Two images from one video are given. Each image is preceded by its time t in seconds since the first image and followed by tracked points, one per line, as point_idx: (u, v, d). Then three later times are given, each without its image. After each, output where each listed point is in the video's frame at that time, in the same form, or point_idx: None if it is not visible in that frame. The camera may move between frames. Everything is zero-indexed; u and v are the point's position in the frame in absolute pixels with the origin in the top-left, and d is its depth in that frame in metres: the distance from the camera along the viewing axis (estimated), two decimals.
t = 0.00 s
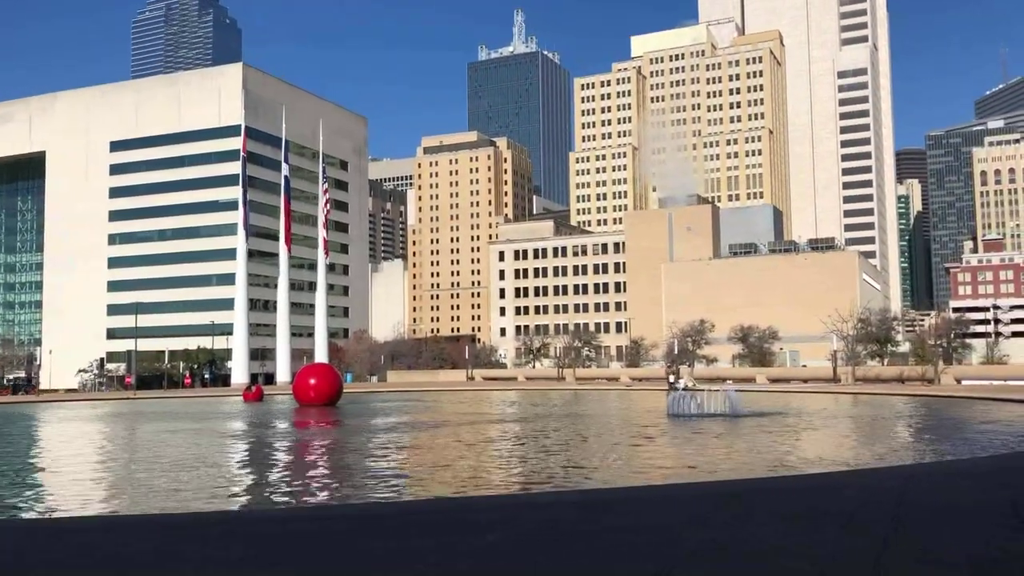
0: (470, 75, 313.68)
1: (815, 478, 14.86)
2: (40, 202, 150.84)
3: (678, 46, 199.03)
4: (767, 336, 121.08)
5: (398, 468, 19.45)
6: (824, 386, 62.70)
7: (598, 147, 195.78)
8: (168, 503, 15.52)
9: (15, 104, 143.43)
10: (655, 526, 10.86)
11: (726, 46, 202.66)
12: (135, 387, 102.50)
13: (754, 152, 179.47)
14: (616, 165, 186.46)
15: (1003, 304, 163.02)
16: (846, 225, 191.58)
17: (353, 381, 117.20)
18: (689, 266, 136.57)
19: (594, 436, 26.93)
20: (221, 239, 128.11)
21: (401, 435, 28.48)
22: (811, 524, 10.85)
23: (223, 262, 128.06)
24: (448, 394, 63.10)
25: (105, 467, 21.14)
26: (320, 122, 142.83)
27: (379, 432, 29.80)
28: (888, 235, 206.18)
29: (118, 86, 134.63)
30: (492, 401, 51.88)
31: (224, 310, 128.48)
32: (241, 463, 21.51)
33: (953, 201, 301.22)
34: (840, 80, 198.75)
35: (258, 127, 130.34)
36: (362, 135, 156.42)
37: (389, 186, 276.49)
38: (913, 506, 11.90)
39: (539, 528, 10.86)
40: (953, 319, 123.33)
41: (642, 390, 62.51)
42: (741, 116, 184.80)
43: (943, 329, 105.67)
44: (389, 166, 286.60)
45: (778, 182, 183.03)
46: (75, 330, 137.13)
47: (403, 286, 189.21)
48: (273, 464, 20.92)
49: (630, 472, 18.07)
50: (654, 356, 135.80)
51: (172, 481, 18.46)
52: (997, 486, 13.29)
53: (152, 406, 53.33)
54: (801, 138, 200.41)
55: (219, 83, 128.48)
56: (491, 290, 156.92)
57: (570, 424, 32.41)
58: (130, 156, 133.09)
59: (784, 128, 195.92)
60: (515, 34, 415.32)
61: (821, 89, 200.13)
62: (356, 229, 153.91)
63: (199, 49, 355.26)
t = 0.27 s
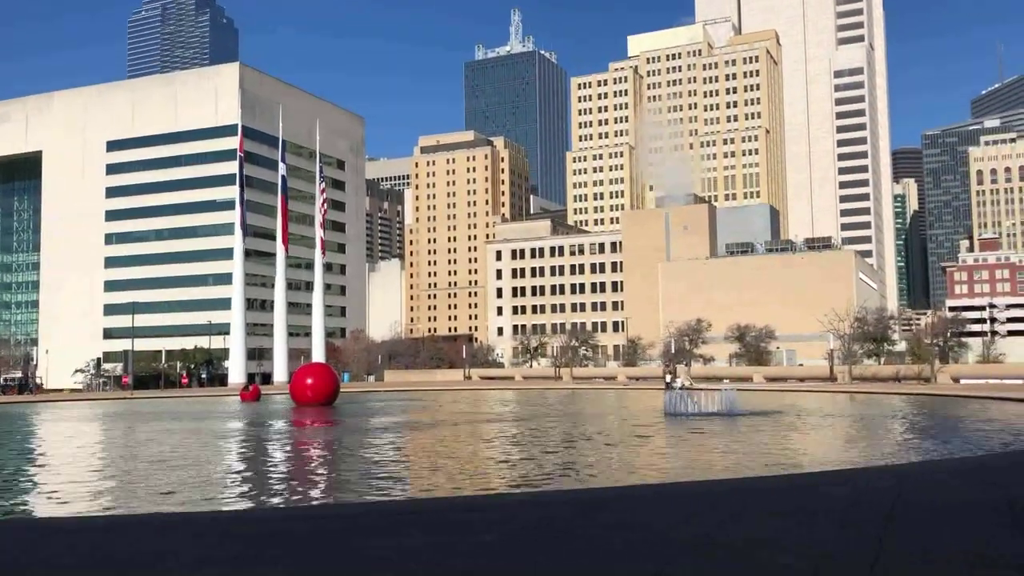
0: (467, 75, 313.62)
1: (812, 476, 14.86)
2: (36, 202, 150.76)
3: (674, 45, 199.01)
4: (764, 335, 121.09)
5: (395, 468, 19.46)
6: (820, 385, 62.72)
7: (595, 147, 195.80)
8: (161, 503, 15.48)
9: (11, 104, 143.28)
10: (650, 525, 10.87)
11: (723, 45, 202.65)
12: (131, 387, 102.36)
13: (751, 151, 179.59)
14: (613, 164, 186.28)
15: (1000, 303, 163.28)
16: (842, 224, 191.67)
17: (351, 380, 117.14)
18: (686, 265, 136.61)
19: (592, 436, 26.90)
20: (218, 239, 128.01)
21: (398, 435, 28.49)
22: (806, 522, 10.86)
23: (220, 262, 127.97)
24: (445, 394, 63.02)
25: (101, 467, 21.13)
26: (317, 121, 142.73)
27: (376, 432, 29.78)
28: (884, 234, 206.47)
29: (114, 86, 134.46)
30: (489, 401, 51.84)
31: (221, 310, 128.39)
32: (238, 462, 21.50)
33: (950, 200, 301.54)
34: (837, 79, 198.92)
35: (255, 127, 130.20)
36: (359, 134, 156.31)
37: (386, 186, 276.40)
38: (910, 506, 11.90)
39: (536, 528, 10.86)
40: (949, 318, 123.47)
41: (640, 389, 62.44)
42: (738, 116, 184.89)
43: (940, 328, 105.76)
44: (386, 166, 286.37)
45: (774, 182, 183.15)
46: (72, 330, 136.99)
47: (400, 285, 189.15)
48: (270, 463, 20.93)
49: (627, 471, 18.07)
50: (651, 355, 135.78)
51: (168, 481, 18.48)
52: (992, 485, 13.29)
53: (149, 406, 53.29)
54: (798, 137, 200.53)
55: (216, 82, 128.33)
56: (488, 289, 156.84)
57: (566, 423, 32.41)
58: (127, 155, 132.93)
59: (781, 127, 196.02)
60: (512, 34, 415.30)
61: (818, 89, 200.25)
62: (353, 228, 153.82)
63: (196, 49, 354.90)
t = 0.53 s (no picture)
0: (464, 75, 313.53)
1: (811, 475, 14.86)
2: (33, 203, 150.63)
3: (671, 45, 198.94)
4: (762, 335, 121.06)
5: (392, 468, 19.49)
6: (817, 385, 62.81)
7: (592, 147, 195.82)
8: (158, 504, 15.46)
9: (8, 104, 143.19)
10: (648, 525, 10.86)
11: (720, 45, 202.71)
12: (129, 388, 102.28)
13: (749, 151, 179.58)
14: (610, 164, 186.11)
15: (997, 302, 163.56)
16: (840, 223, 191.75)
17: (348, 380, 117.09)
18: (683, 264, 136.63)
19: (589, 436, 26.88)
20: (216, 239, 127.89)
21: (396, 435, 28.48)
22: (806, 522, 10.86)
23: (217, 262, 127.92)
24: (442, 394, 62.90)
25: (98, 467, 21.12)
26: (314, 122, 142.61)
27: (375, 432, 29.78)
28: (882, 234, 206.68)
29: (112, 86, 134.37)
30: (486, 401, 51.78)
31: (218, 310, 128.34)
32: (238, 463, 21.53)
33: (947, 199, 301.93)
34: (834, 79, 199.11)
35: (253, 127, 130.13)
36: (356, 134, 156.25)
37: (384, 186, 276.27)
38: (912, 505, 11.84)
39: (534, 527, 10.86)
40: (946, 317, 123.57)
41: (639, 389, 62.43)
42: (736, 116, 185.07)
43: (937, 327, 105.85)
44: (384, 166, 286.27)
45: (772, 182, 183.21)
46: (69, 330, 136.82)
47: (398, 285, 189.09)
48: (268, 464, 20.90)
49: (623, 471, 18.10)
50: (649, 355, 135.81)
51: (167, 483, 18.40)
52: (993, 485, 13.26)
53: (146, 406, 53.24)
54: (795, 137, 200.61)
55: (213, 83, 128.18)
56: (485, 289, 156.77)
57: (563, 423, 32.45)
58: (125, 156, 132.82)
59: (779, 127, 196.13)
60: (509, 34, 415.39)
61: (815, 88, 200.34)
62: (351, 229, 153.74)
63: (192, 49, 354.58)
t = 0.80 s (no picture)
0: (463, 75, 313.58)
1: (811, 476, 14.86)
2: (31, 205, 150.46)
3: (670, 46, 198.89)
4: (761, 335, 121.10)
5: (391, 469, 19.47)
6: (816, 385, 62.88)
7: (591, 148, 195.76)
8: (156, 505, 15.41)
9: (6, 106, 143.13)
10: (648, 525, 10.86)
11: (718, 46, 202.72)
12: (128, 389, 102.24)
13: (747, 151, 179.56)
14: (608, 165, 186.25)
15: (995, 302, 163.59)
16: (838, 223, 191.70)
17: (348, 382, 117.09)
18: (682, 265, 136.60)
19: (588, 437, 26.90)
20: (214, 240, 127.90)
21: (395, 436, 28.46)
22: (806, 522, 10.86)
23: (216, 263, 127.87)
24: (441, 395, 62.91)
25: (98, 469, 21.12)
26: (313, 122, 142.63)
27: (374, 433, 29.83)
28: (880, 234, 206.78)
29: (110, 87, 134.35)
30: (485, 403, 51.80)
31: (217, 311, 128.30)
32: (237, 464, 21.54)
33: (945, 200, 302.18)
34: (833, 80, 199.22)
35: (251, 128, 130.10)
36: (355, 135, 156.25)
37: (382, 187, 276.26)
38: (911, 504, 11.83)
39: (534, 528, 10.86)
40: (945, 317, 123.61)
41: (639, 389, 62.49)
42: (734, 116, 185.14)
43: (935, 327, 105.97)
44: (383, 167, 286.30)
45: (770, 182, 183.26)
46: (68, 332, 136.73)
47: (397, 286, 189.07)
48: (267, 465, 20.91)
49: (622, 471, 18.13)
50: (648, 355, 135.83)
51: (168, 483, 18.42)
52: (994, 485, 13.24)
53: (146, 408, 53.26)
54: (793, 137, 200.63)
55: (212, 84, 128.14)
56: (484, 290, 156.74)
57: (562, 424, 32.48)
58: (123, 157, 132.78)
59: (777, 127, 196.20)
60: (508, 35, 415.49)
61: (814, 89, 200.46)
62: (349, 230, 153.76)
63: (191, 51, 354.57)
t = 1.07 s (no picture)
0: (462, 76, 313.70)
1: (811, 476, 14.87)
2: (31, 206, 150.53)
3: (669, 46, 198.80)
4: (761, 335, 121.12)
5: (392, 470, 19.50)
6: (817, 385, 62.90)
7: (591, 148, 195.71)
8: (156, 507, 15.39)
9: (6, 108, 143.24)
10: (649, 525, 10.88)
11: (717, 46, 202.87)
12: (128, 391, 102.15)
13: (747, 152, 179.59)
14: (608, 165, 186.41)
15: (996, 302, 163.50)
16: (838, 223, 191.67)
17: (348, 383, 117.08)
18: (682, 265, 136.58)
19: (588, 437, 26.96)
20: (214, 241, 127.95)
21: (395, 437, 28.50)
22: (806, 522, 10.87)
23: (216, 265, 127.91)
24: (441, 396, 62.92)
25: (99, 471, 21.15)
26: (313, 123, 142.69)
27: (374, 434, 29.92)
28: (881, 234, 206.91)
29: (110, 89, 134.48)
30: (486, 404, 51.95)
31: (217, 313, 128.33)
32: (238, 466, 21.59)
33: (945, 199, 302.23)
34: (832, 80, 199.27)
35: (251, 130, 130.18)
36: (355, 136, 156.32)
37: (382, 188, 276.37)
38: (911, 505, 11.86)
39: (533, 528, 10.89)
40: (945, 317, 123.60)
41: (639, 390, 62.58)
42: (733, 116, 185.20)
43: (935, 327, 106.00)
44: (383, 168, 286.49)
45: (770, 182, 183.28)
46: (68, 333, 136.81)
47: (397, 287, 189.10)
48: (268, 466, 20.95)
49: (623, 471, 18.17)
50: (648, 356, 135.78)
51: (169, 485, 18.47)
52: (995, 485, 13.25)
53: (147, 410, 53.34)
54: (792, 137, 200.85)
55: (211, 85, 128.23)
56: (484, 291, 156.72)
57: (562, 424, 32.50)
58: (123, 158, 132.91)
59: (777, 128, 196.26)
60: (507, 36, 415.87)
61: (813, 89, 200.53)
62: (349, 231, 153.79)
63: (190, 52, 354.79)
